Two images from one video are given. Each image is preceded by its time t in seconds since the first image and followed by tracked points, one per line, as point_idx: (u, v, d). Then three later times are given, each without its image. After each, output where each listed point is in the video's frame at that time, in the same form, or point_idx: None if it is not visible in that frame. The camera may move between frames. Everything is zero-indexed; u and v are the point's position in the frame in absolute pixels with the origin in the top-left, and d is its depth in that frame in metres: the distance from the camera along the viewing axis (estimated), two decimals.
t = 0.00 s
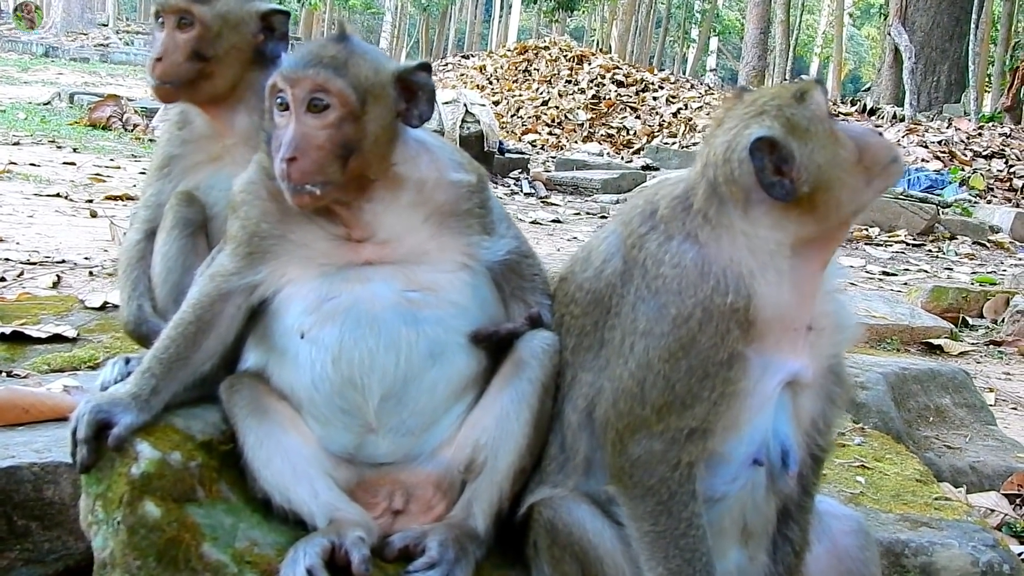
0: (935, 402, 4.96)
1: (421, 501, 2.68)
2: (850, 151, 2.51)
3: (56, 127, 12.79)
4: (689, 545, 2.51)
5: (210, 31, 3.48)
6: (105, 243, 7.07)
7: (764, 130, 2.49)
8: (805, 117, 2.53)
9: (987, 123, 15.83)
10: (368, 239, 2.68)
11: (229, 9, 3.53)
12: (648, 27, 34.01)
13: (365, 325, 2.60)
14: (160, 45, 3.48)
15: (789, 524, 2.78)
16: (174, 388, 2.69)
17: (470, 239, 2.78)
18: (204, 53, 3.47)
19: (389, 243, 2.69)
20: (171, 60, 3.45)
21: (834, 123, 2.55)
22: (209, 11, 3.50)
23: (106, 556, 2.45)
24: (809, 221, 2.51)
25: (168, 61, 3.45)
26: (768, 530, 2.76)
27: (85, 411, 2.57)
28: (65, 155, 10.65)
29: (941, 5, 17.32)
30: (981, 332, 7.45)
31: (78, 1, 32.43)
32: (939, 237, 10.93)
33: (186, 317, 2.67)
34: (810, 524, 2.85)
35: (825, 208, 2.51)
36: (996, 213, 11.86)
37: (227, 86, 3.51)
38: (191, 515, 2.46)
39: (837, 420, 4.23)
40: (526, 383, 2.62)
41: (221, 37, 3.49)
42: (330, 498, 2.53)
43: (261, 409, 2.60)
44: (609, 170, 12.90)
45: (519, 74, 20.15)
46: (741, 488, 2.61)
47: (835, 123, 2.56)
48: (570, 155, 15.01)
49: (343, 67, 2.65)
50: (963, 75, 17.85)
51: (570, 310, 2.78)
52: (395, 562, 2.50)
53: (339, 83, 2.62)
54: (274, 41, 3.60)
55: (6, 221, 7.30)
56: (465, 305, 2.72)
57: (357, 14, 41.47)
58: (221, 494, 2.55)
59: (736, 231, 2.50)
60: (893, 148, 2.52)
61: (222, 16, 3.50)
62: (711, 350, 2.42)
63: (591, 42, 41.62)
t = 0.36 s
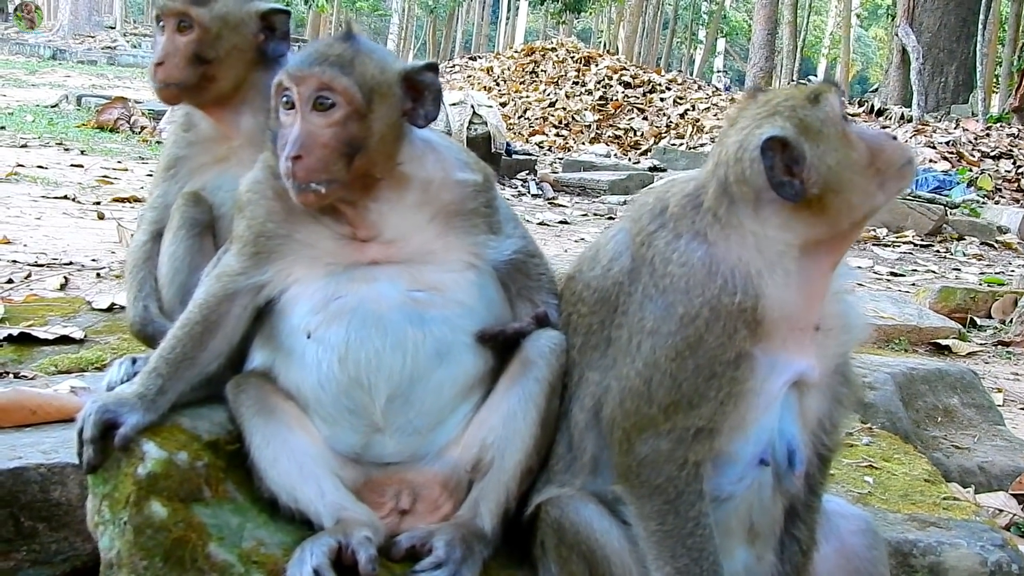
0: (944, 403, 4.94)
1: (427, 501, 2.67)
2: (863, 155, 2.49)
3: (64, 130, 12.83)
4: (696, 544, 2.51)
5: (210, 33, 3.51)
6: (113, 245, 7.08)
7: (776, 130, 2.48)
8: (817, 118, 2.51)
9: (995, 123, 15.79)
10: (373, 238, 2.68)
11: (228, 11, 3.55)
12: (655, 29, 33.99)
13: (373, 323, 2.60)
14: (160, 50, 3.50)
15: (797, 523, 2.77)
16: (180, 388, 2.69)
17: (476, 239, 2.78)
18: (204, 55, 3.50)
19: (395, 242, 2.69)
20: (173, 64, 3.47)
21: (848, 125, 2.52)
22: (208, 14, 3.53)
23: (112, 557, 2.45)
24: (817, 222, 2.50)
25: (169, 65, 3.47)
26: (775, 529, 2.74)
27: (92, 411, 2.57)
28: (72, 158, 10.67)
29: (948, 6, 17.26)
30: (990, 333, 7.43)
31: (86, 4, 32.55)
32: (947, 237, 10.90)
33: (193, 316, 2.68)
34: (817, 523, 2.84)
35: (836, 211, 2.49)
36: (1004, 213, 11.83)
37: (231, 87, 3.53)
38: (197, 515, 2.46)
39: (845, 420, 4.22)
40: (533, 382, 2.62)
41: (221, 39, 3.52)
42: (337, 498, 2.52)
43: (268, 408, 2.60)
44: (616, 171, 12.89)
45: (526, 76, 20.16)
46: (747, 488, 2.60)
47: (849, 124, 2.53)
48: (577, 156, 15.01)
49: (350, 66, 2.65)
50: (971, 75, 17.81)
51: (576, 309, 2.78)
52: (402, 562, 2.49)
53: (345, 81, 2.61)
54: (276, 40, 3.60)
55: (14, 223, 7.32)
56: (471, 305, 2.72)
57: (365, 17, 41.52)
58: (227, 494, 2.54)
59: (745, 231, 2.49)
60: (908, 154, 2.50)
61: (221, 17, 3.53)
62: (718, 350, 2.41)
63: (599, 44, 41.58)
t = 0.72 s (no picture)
0: (949, 403, 4.93)
1: (429, 501, 2.67)
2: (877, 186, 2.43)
3: (70, 132, 12.85)
4: (697, 544, 2.50)
5: (175, 57, 3.61)
6: (118, 247, 7.09)
7: (801, 129, 2.41)
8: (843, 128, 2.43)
9: (1002, 124, 15.75)
10: (373, 238, 2.68)
11: (186, 29, 3.64)
12: (661, 30, 33.97)
13: (372, 323, 2.60)
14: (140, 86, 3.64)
15: (799, 523, 2.76)
16: (182, 388, 2.69)
17: (477, 238, 2.77)
18: (182, 78, 3.60)
19: (395, 242, 2.69)
20: (152, 98, 3.59)
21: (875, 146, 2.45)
22: (166, 37, 3.62)
23: (114, 558, 2.45)
24: (813, 241, 2.45)
25: (150, 99, 3.59)
26: (777, 530, 2.74)
27: (93, 412, 2.57)
28: (78, 160, 10.69)
29: (954, 6, 17.21)
30: (995, 333, 7.41)
31: (92, 6, 32.60)
32: (953, 238, 10.88)
33: (193, 317, 2.68)
34: (820, 523, 2.84)
35: (830, 227, 2.44)
36: (1010, 214, 11.80)
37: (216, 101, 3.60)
38: (199, 516, 2.45)
39: (849, 420, 4.21)
40: (535, 382, 2.62)
41: (185, 59, 3.61)
42: (337, 498, 2.52)
43: (268, 409, 2.60)
44: (621, 172, 12.89)
45: (532, 78, 20.17)
46: (747, 489, 2.59)
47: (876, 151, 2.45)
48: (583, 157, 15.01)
49: (351, 65, 2.64)
50: (976, 76, 17.78)
51: (577, 309, 2.78)
52: (404, 562, 2.49)
53: (346, 80, 2.61)
54: (240, 40, 3.65)
55: (20, 226, 7.34)
56: (472, 304, 2.72)
57: (371, 19, 41.57)
58: (229, 495, 2.54)
59: (747, 232, 2.46)
60: (913, 215, 2.44)
61: (180, 38, 3.63)
62: (715, 352, 2.40)
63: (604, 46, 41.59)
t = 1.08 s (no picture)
0: (949, 404, 4.93)
1: (433, 501, 2.66)
2: (884, 206, 2.41)
3: (70, 132, 12.85)
4: (699, 545, 2.50)
5: (194, 46, 3.54)
6: (118, 247, 7.09)
7: (816, 137, 2.40)
8: (854, 140, 2.42)
9: (1001, 126, 15.76)
10: (375, 236, 2.68)
11: (209, 20, 3.56)
12: (661, 31, 33.96)
13: (374, 323, 2.60)
14: (149, 67, 3.55)
15: (802, 524, 2.76)
16: (185, 388, 2.69)
17: (479, 238, 2.78)
18: (194, 69, 3.53)
19: (397, 241, 2.69)
20: (162, 84, 3.50)
21: (891, 162, 2.40)
22: (190, 26, 3.54)
23: (117, 558, 2.46)
24: (813, 252, 2.45)
25: (159, 85, 3.51)
26: (780, 531, 2.74)
27: (96, 413, 2.57)
28: (79, 161, 10.69)
29: (954, 8, 17.22)
30: (995, 335, 7.42)
31: (92, 6, 32.61)
32: (953, 240, 10.88)
33: (196, 317, 2.67)
34: (822, 525, 2.84)
35: (833, 238, 2.43)
36: (1010, 216, 11.81)
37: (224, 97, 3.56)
38: (203, 516, 2.46)
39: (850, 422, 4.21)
40: (537, 382, 2.62)
41: (206, 51, 3.54)
42: (341, 498, 2.53)
43: (271, 409, 2.60)
44: (621, 174, 12.90)
45: (532, 79, 20.18)
46: (750, 490, 2.59)
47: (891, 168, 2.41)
48: (583, 159, 15.01)
49: (354, 63, 2.65)
50: (976, 78, 17.79)
51: (581, 309, 2.79)
52: (407, 562, 2.50)
53: (348, 77, 2.62)
54: (260, 40, 3.60)
55: (20, 226, 7.34)
56: (474, 304, 2.72)
57: (371, 20, 41.59)
58: (232, 495, 2.54)
59: (751, 236, 2.46)
60: (915, 238, 2.42)
61: (203, 29, 3.55)
62: (715, 355, 2.40)
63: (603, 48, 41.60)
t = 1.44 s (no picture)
0: (952, 404, 4.91)
1: (434, 499, 2.66)
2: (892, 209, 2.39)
3: (72, 133, 12.86)
4: (701, 544, 2.50)
5: (190, 46, 3.55)
6: (121, 248, 7.09)
7: (826, 138, 2.39)
8: (866, 144, 2.39)
9: (1004, 127, 15.74)
10: (377, 235, 2.68)
11: (202, 19, 3.57)
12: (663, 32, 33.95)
13: (377, 321, 2.60)
14: (146, 69, 3.56)
15: (804, 524, 2.76)
16: (186, 387, 2.69)
17: (482, 236, 2.77)
18: (190, 69, 3.54)
19: (399, 239, 2.68)
20: (158, 86, 3.51)
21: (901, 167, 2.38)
22: (184, 26, 3.55)
23: (117, 557, 2.45)
24: (817, 253, 2.43)
25: (155, 86, 3.52)
26: (783, 530, 2.73)
27: (97, 411, 2.57)
28: (81, 161, 10.69)
29: (957, 9, 17.19)
30: (998, 336, 7.40)
31: (94, 7, 32.68)
32: (956, 241, 10.86)
33: (198, 316, 2.67)
34: (825, 524, 2.84)
35: (838, 240, 2.41)
36: (1012, 217, 11.79)
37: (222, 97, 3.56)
38: (203, 514, 2.45)
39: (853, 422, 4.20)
40: (540, 381, 2.61)
41: (201, 50, 3.56)
42: (344, 497, 2.53)
43: (274, 407, 2.59)
44: (623, 175, 12.89)
45: (535, 79, 20.17)
46: (752, 489, 2.58)
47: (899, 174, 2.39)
48: (585, 160, 15.01)
49: (355, 61, 2.66)
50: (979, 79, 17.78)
51: (584, 308, 2.79)
52: (408, 561, 2.49)
53: (350, 76, 2.62)
54: (255, 38, 3.62)
55: (22, 226, 7.34)
56: (477, 302, 2.72)
57: (374, 21, 41.64)
58: (233, 493, 2.54)
59: (755, 236, 2.46)
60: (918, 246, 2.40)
61: (197, 29, 3.56)
62: (718, 354, 2.40)
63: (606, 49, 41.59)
